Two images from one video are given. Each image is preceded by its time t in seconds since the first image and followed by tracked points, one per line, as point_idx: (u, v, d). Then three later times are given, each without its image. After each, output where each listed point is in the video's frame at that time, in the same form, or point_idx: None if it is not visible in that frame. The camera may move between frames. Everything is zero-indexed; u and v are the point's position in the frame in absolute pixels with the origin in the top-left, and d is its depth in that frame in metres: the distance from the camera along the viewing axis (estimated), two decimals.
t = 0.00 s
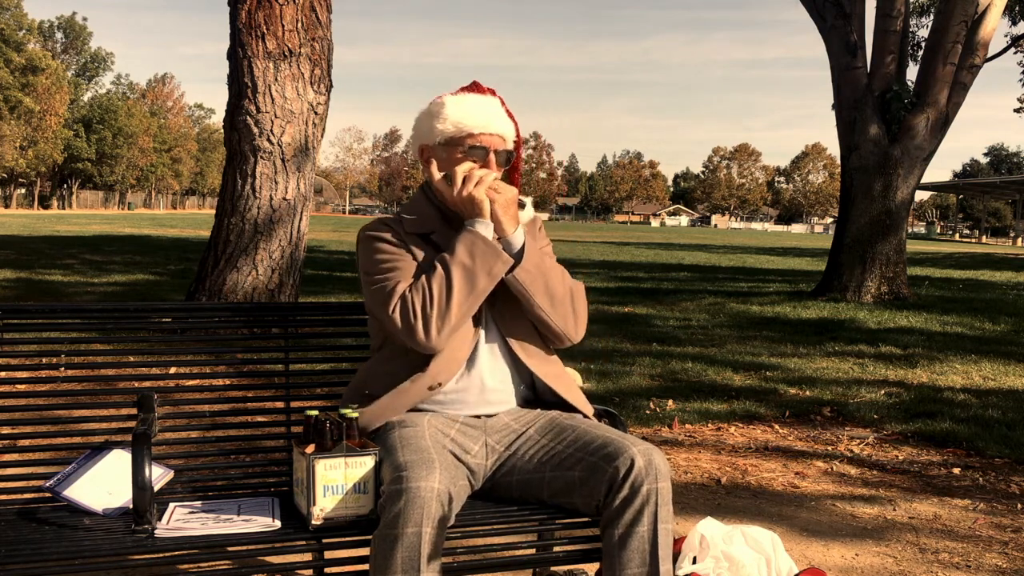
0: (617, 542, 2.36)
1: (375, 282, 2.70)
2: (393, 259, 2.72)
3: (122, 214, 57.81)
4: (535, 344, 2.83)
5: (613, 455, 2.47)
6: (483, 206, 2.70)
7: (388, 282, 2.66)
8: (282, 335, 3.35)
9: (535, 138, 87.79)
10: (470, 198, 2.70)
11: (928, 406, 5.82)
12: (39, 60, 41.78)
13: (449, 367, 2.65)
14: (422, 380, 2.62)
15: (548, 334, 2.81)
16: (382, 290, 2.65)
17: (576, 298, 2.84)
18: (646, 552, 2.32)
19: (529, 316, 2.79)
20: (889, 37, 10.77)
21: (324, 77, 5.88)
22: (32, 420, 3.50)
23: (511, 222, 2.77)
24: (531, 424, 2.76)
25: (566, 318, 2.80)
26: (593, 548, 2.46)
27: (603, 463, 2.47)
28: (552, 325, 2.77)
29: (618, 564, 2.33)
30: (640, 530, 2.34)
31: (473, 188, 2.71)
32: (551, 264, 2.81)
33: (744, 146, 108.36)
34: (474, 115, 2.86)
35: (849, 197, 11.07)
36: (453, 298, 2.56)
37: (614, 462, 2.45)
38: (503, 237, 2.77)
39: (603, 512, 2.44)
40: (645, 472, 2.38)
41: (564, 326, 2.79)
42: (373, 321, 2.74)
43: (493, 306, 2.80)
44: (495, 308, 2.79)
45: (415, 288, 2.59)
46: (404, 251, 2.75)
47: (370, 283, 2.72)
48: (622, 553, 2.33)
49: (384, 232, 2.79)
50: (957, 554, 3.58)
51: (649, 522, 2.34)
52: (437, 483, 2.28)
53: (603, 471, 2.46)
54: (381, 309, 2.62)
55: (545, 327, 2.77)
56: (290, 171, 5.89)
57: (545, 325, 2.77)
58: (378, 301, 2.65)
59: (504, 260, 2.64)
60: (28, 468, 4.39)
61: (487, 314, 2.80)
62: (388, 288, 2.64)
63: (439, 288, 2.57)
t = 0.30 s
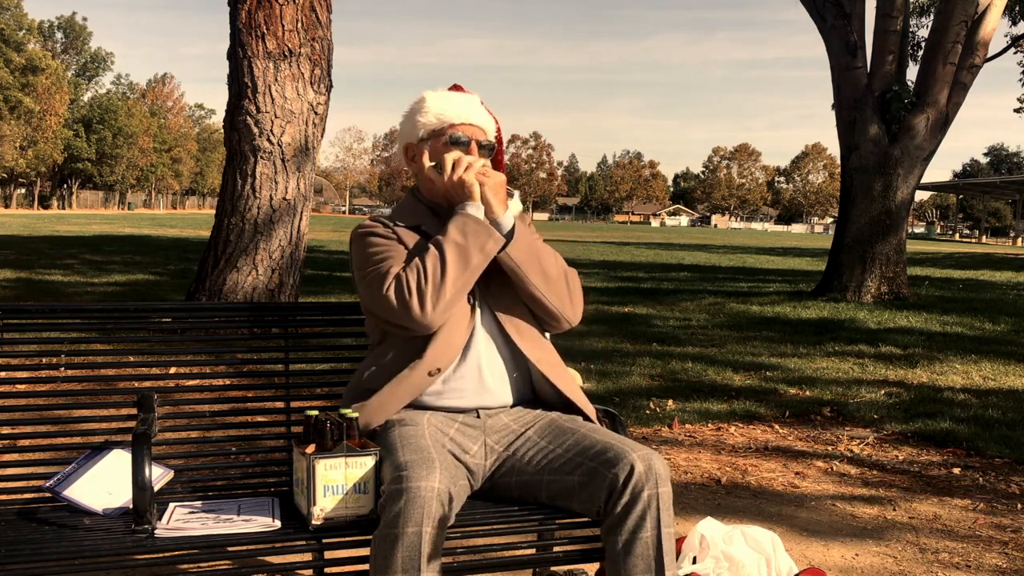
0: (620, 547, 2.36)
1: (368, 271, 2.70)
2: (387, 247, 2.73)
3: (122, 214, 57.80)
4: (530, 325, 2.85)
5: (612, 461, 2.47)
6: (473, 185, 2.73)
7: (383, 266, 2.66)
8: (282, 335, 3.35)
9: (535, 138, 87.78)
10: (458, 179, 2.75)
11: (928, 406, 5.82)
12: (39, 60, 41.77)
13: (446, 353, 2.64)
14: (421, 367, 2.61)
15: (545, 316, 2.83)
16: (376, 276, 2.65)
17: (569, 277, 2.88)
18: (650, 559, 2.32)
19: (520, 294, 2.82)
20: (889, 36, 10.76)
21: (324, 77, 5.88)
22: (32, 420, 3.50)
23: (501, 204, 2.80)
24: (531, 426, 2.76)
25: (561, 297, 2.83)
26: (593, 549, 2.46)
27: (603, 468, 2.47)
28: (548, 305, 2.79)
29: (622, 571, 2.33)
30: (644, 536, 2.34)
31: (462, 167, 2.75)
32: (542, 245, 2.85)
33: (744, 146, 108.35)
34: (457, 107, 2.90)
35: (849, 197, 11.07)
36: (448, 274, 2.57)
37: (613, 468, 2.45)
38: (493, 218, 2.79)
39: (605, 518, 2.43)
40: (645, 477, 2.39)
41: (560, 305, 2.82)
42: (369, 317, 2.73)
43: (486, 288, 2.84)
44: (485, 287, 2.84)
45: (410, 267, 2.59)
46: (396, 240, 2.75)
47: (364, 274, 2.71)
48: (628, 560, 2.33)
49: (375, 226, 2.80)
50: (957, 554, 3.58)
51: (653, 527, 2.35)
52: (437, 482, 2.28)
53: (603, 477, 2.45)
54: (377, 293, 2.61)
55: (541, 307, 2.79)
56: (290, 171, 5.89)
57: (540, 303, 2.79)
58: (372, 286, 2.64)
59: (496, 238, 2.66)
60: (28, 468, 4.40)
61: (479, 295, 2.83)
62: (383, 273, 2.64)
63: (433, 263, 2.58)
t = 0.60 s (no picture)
0: (615, 541, 2.36)
1: (365, 275, 2.70)
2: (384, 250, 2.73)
3: (122, 214, 57.79)
4: (525, 323, 2.85)
5: (611, 454, 2.47)
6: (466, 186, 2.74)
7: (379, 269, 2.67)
8: (282, 335, 3.34)
9: (535, 138, 87.78)
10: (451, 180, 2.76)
11: (928, 406, 5.82)
12: (39, 60, 41.77)
13: (445, 353, 2.64)
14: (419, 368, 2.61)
15: (539, 314, 2.83)
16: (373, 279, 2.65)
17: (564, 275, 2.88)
18: (645, 552, 2.32)
19: (515, 293, 2.82)
20: (889, 36, 10.76)
21: (324, 77, 5.88)
22: (32, 421, 3.50)
23: (494, 205, 2.80)
24: (531, 424, 2.76)
25: (556, 295, 2.84)
26: (592, 548, 2.47)
27: (602, 463, 2.47)
28: (543, 303, 2.79)
29: (617, 565, 2.33)
30: (640, 530, 2.34)
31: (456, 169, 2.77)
32: (537, 244, 2.85)
33: (744, 146, 108.32)
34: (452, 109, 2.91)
35: (849, 197, 11.07)
36: (443, 275, 2.57)
37: (612, 462, 2.45)
38: (487, 218, 2.78)
39: (602, 511, 2.44)
40: (643, 472, 2.39)
41: (554, 304, 2.82)
42: (366, 320, 2.73)
43: (483, 289, 2.84)
44: (482, 287, 2.84)
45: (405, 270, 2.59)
46: (391, 244, 2.76)
47: (360, 277, 2.72)
48: (622, 553, 2.33)
49: (371, 231, 2.81)
50: (957, 554, 3.58)
51: (649, 522, 2.35)
52: (436, 482, 2.28)
53: (602, 471, 2.46)
54: (373, 296, 2.62)
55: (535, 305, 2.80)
56: (290, 171, 5.89)
57: (534, 302, 2.79)
58: (368, 290, 2.65)
59: (490, 239, 2.65)
60: (28, 469, 4.40)
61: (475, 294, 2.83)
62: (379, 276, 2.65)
63: (429, 265, 2.58)
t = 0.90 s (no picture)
0: (619, 550, 2.36)
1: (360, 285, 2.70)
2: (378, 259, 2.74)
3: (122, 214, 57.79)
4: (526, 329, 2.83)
5: (610, 461, 2.47)
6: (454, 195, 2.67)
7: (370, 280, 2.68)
8: (282, 335, 3.35)
9: (535, 138, 87.75)
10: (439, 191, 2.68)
11: (928, 406, 5.82)
12: (39, 60, 41.79)
13: (443, 363, 2.63)
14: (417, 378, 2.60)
15: (538, 314, 2.81)
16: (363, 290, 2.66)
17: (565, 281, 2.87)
18: (649, 559, 2.32)
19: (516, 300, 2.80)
20: (889, 36, 10.75)
21: (324, 77, 5.88)
22: (32, 421, 3.50)
23: (488, 210, 2.71)
24: (530, 426, 2.75)
25: (556, 299, 2.81)
26: (593, 548, 2.47)
27: (601, 469, 2.47)
28: (545, 308, 2.78)
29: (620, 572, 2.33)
30: (642, 536, 2.34)
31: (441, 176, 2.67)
32: (537, 248, 2.82)
33: (744, 146, 108.32)
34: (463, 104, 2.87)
35: (849, 197, 11.07)
36: (427, 293, 2.55)
37: (611, 469, 2.45)
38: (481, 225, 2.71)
39: (604, 519, 2.43)
40: (642, 478, 2.39)
41: (554, 306, 2.80)
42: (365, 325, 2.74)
43: (484, 294, 2.81)
44: (483, 289, 2.81)
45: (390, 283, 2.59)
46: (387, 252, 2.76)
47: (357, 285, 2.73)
48: (627, 561, 2.33)
49: (369, 237, 2.81)
50: (957, 554, 3.58)
51: (650, 528, 2.35)
52: (436, 482, 2.28)
53: (601, 478, 2.46)
54: (363, 308, 2.64)
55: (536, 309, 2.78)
56: (290, 171, 5.88)
57: (534, 307, 2.78)
58: (360, 300, 2.67)
59: (477, 252, 2.60)
60: (28, 469, 4.40)
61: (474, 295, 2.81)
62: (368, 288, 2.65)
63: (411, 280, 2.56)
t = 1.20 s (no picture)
0: (617, 542, 2.36)
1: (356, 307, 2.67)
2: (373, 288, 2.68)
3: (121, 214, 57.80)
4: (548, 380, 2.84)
5: (613, 455, 2.48)
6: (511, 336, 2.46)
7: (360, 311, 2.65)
8: (282, 335, 3.35)
9: (535, 138, 87.75)
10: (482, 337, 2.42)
11: (928, 406, 5.82)
12: (39, 60, 41.83)
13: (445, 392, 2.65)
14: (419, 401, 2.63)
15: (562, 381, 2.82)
16: (349, 322, 2.66)
17: (585, 341, 2.80)
18: (647, 552, 2.32)
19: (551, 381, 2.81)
20: (889, 36, 10.75)
21: (324, 77, 5.88)
22: (31, 421, 3.50)
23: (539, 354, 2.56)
24: (531, 424, 2.76)
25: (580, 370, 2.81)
26: (592, 547, 2.46)
27: (603, 463, 2.48)
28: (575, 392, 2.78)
29: (619, 565, 2.33)
30: (642, 529, 2.34)
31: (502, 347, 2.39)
32: (579, 352, 2.76)
33: (744, 146, 108.29)
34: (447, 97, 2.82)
35: (849, 197, 11.07)
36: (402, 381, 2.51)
37: (613, 463, 2.46)
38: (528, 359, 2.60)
39: (604, 512, 2.43)
40: (645, 471, 2.39)
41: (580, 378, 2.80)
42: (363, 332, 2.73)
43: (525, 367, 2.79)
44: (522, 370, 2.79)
45: (366, 353, 2.54)
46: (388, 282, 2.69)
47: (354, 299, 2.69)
48: (624, 554, 2.33)
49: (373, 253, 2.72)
50: (957, 554, 3.58)
51: (650, 522, 2.35)
52: (438, 482, 2.28)
53: (604, 471, 2.46)
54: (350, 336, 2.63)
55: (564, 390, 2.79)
56: (290, 171, 5.88)
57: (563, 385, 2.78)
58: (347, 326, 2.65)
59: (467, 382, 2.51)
60: (27, 469, 4.40)
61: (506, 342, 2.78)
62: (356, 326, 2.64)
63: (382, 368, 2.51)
